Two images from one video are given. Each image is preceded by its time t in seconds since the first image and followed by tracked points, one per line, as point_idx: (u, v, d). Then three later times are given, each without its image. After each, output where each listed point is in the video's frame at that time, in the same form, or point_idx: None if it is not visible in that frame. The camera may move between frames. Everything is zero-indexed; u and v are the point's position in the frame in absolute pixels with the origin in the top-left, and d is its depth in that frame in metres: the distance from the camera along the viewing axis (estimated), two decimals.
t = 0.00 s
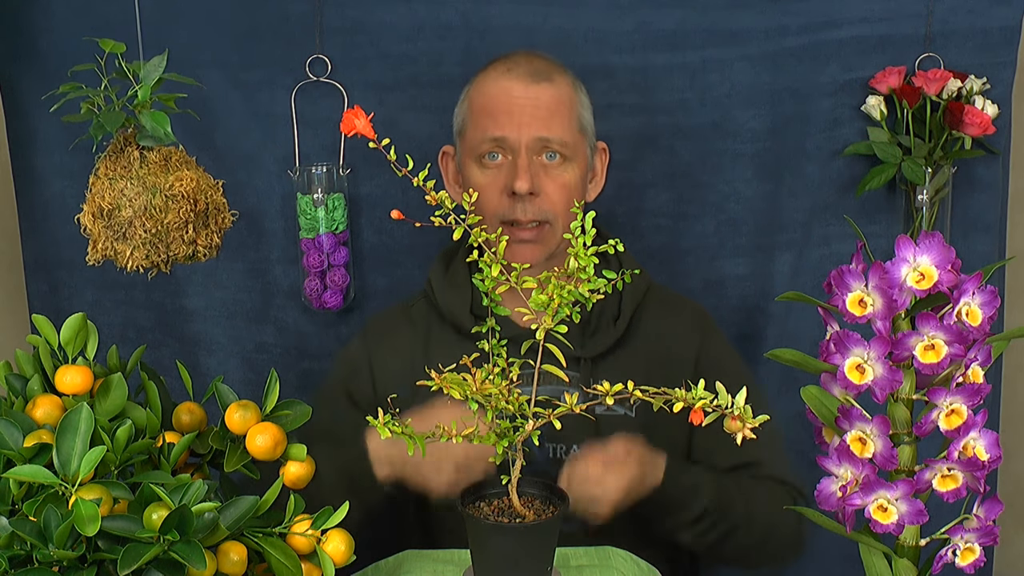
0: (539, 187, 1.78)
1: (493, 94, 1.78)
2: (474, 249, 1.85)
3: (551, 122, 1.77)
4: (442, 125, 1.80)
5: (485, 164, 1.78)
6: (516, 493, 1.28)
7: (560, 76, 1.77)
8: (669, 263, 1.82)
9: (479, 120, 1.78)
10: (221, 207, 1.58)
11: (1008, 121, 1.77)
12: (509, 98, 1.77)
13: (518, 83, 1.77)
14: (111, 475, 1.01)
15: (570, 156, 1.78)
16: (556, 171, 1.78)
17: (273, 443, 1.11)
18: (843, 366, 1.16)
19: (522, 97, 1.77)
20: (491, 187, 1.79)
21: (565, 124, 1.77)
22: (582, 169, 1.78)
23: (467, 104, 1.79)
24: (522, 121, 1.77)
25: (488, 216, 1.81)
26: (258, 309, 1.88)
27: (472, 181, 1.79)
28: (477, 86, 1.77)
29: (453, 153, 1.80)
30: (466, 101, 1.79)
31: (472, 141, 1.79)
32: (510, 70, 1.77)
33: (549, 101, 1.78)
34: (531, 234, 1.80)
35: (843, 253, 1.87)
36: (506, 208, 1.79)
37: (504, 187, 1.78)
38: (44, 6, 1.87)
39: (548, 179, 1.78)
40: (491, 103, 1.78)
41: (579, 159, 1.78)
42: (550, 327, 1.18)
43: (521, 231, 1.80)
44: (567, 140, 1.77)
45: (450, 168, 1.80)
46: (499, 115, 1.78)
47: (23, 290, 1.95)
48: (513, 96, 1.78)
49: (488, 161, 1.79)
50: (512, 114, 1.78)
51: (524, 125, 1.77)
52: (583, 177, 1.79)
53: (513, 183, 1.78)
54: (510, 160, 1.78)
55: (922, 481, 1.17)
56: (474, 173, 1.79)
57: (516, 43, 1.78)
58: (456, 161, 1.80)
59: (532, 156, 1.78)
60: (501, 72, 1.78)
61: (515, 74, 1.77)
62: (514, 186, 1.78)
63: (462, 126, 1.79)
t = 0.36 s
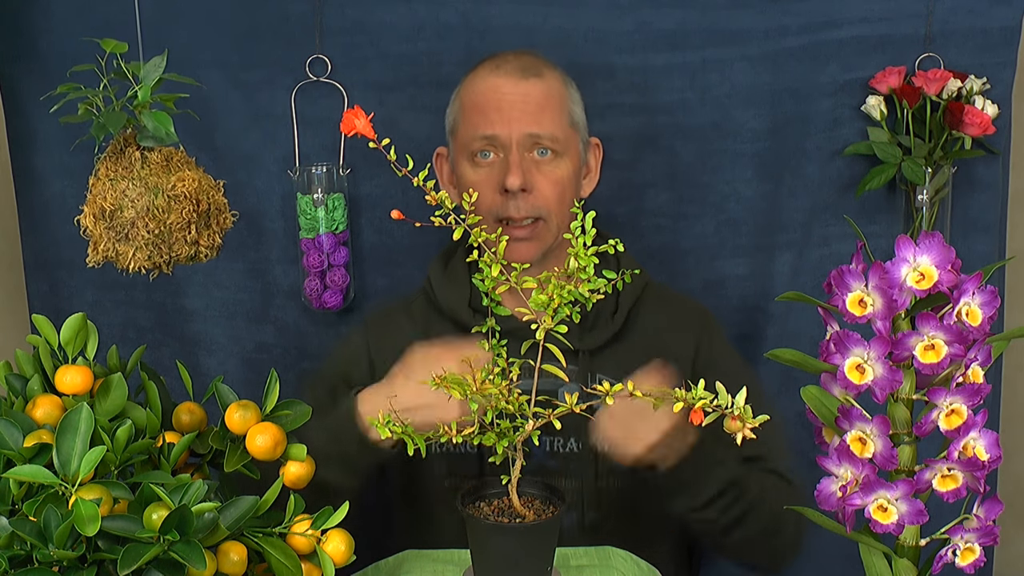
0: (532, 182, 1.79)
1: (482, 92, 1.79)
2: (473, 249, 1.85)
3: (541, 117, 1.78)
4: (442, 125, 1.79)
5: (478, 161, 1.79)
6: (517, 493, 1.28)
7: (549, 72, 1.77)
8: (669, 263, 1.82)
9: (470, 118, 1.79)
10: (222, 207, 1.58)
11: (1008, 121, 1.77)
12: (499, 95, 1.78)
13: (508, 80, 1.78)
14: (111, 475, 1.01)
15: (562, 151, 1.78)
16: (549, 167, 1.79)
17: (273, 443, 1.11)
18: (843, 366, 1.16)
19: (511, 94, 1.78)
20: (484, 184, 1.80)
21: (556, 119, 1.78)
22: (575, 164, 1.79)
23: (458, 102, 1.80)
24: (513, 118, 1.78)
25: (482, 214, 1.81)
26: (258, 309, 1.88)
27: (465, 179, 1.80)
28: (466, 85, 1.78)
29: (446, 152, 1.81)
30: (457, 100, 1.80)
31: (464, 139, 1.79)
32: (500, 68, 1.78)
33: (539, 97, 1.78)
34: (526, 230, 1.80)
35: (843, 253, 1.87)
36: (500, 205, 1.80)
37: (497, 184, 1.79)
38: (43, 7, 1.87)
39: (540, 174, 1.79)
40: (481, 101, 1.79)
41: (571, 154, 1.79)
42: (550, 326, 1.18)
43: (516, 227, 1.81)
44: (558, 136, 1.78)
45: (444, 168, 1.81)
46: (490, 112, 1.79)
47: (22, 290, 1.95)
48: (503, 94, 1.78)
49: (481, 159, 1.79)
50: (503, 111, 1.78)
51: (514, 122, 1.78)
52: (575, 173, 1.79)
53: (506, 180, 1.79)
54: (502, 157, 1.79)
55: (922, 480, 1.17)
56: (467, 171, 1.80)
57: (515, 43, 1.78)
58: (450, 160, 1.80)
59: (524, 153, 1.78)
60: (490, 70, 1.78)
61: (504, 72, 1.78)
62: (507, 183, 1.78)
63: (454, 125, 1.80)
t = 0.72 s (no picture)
0: (528, 182, 1.79)
1: (479, 92, 1.78)
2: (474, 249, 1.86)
3: (537, 117, 1.78)
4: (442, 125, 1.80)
5: (474, 161, 1.79)
6: (517, 493, 1.28)
7: (545, 72, 1.77)
8: (669, 262, 1.82)
9: (466, 118, 1.79)
10: (224, 207, 1.59)
11: (1008, 121, 1.77)
12: (495, 95, 1.78)
13: (504, 80, 1.78)
14: (111, 475, 1.01)
15: (558, 152, 1.78)
16: (545, 166, 1.78)
17: (273, 443, 1.11)
18: (843, 366, 1.16)
19: (507, 94, 1.78)
20: (480, 184, 1.80)
21: (552, 119, 1.78)
22: (571, 164, 1.78)
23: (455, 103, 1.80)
24: (509, 118, 1.78)
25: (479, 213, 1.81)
26: (258, 309, 1.88)
27: (461, 180, 1.80)
28: (463, 85, 1.78)
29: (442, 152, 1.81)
30: (453, 100, 1.80)
31: (460, 140, 1.79)
32: (496, 68, 1.78)
33: (535, 98, 1.78)
34: (523, 229, 1.80)
35: (843, 253, 1.87)
36: (496, 204, 1.80)
37: (493, 184, 1.79)
38: (43, 7, 1.87)
39: (537, 174, 1.79)
40: (477, 101, 1.79)
41: (567, 154, 1.78)
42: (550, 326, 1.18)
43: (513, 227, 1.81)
44: (554, 136, 1.78)
45: (441, 169, 1.81)
46: (486, 112, 1.79)
47: (22, 290, 1.95)
48: (499, 94, 1.78)
49: (477, 159, 1.79)
50: (499, 111, 1.78)
51: (510, 122, 1.78)
52: (572, 174, 1.79)
53: (502, 180, 1.79)
54: (499, 157, 1.79)
55: (922, 480, 1.17)
56: (463, 170, 1.80)
57: (515, 43, 1.78)
58: (446, 160, 1.80)
59: (521, 153, 1.78)
60: (486, 71, 1.78)
61: (501, 72, 1.78)
62: (503, 183, 1.78)
63: (450, 125, 1.80)
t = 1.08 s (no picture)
0: (528, 179, 1.79)
1: (479, 89, 1.78)
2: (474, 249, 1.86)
3: (536, 114, 1.78)
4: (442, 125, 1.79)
5: (475, 159, 1.79)
6: (517, 493, 1.28)
7: (544, 70, 1.77)
8: (669, 262, 1.82)
9: (467, 116, 1.79)
10: (225, 206, 1.59)
11: (1008, 121, 1.77)
12: (495, 93, 1.78)
13: (503, 78, 1.78)
14: (111, 475, 1.01)
15: (557, 149, 1.78)
16: (545, 163, 1.78)
17: (273, 443, 1.11)
18: (843, 365, 1.16)
19: (507, 92, 1.78)
20: (481, 182, 1.79)
21: (552, 116, 1.78)
22: (570, 161, 1.78)
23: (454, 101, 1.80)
24: (509, 116, 1.78)
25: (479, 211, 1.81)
26: (258, 309, 1.88)
27: (462, 178, 1.80)
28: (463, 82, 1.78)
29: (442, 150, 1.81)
30: (453, 98, 1.80)
31: (461, 138, 1.79)
32: (496, 66, 1.78)
33: (535, 95, 1.78)
34: (523, 226, 1.80)
35: (843, 253, 1.87)
36: (497, 201, 1.80)
37: (494, 181, 1.79)
38: (43, 6, 1.87)
39: (536, 171, 1.79)
40: (477, 99, 1.79)
41: (567, 151, 1.78)
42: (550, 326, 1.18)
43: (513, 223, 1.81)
44: (554, 133, 1.78)
45: (441, 167, 1.81)
46: (486, 110, 1.79)
47: (22, 290, 1.95)
48: (499, 92, 1.78)
49: (478, 156, 1.79)
50: (499, 108, 1.78)
51: (510, 119, 1.78)
52: (572, 172, 1.79)
53: (502, 177, 1.79)
54: (499, 154, 1.79)
55: (922, 480, 1.17)
56: (464, 168, 1.80)
57: (515, 43, 1.78)
58: (447, 158, 1.80)
59: (521, 149, 1.78)
60: (486, 69, 1.78)
61: (500, 70, 1.78)
62: (503, 180, 1.78)
63: (450, 123, 1.80)
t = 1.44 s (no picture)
0: (534, 181, 1.79)
1: (482, 92, 1.79)
2: (474, 249, 1.86)
3: (541, 116, 1.78)
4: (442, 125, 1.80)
5: (480, 161, 1.79)
6: (517, 493, 1.28)
7: (548, 71, 1.77)
8: (668, 262, 1.82)
9: (471, 119, 1.79)
10: (225, 207, 1.60)
11: (1008, 121, 1.77)
12: (498, 96, 1.78)
13: (507, 80, 1.78)
14: (111, 475, 1.01)
15: (563, 150, 1.78)
16: (551, 165, 1.78)
17: (273, 443, 1.11)
18: (843, 366, 1.16)
19: (511, 94, 1.78)
20: (486, 184, 1.80)
21: (556, 117, 1.78)
22: (576, 161, 1.78)
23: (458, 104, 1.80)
24: (514, 118, 1.78)
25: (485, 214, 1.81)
26: (258, 309, 1.88)
27: (467, 181, 1.80)
28: (467, 85, 1.78)
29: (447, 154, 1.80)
30: (457, 101, 1.80)
31: (465, 141, 1.79)
32: (499, 68, 1.78)
33: (539, 97, 1.78)
34: (530, 229, 1.80)
35: (843, 253, 1.87)
36: (503, 204, 1.80)
37: (499, 184, 1.79)
38: (43, 6, 1.87)
39: (542, 173, 1.79)
40: (481, 101, 1.79)
41: (573, 152, 1.78)
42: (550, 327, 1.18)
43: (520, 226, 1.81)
44: (559, 134, 1.78)
45: (447, 170, 1.81)
46: (490, 113, 1.79)
47: (22, 290, 1.95)
48: (503, 94, 1.79)
49: (483, 159, 1.79)
50: (503, 111, 1.78)
51: (515, 122, 1.78)
52: (578, 172, 1.79)
53: (508, 179, 1.79)
54: (504, 157, 1.79)
55: (922, 481, 1.17)
56: (469, 171, 1.80)
57: (515, 43, 1.78)
58: (452, 162, 1.80)
59: (526, 152, 1.78)
60: (489, 71, 1.79)
61: (503, 72, 1.78)
62: (509, 183, 1.78)
63: (455, 126, 1.80)
